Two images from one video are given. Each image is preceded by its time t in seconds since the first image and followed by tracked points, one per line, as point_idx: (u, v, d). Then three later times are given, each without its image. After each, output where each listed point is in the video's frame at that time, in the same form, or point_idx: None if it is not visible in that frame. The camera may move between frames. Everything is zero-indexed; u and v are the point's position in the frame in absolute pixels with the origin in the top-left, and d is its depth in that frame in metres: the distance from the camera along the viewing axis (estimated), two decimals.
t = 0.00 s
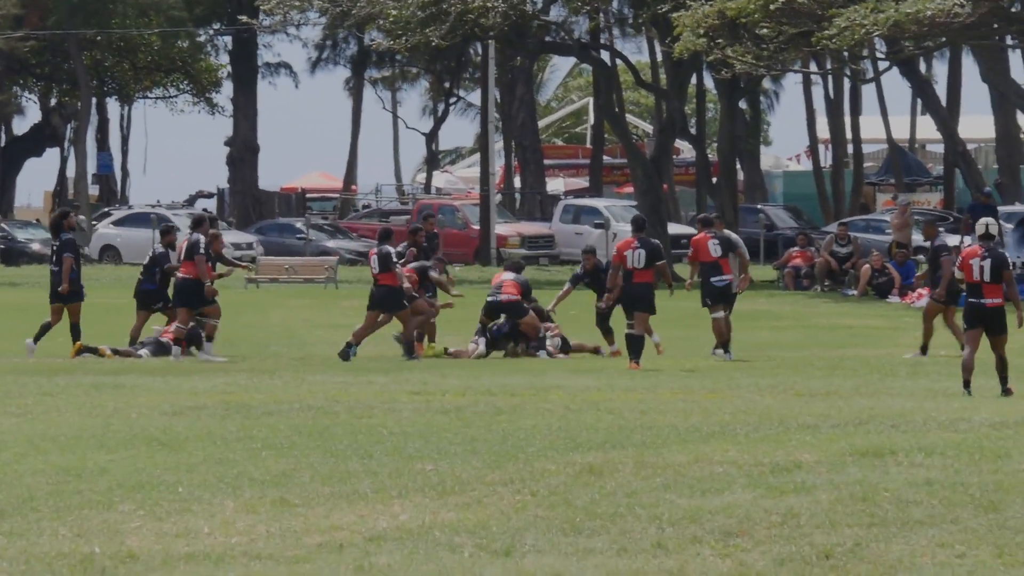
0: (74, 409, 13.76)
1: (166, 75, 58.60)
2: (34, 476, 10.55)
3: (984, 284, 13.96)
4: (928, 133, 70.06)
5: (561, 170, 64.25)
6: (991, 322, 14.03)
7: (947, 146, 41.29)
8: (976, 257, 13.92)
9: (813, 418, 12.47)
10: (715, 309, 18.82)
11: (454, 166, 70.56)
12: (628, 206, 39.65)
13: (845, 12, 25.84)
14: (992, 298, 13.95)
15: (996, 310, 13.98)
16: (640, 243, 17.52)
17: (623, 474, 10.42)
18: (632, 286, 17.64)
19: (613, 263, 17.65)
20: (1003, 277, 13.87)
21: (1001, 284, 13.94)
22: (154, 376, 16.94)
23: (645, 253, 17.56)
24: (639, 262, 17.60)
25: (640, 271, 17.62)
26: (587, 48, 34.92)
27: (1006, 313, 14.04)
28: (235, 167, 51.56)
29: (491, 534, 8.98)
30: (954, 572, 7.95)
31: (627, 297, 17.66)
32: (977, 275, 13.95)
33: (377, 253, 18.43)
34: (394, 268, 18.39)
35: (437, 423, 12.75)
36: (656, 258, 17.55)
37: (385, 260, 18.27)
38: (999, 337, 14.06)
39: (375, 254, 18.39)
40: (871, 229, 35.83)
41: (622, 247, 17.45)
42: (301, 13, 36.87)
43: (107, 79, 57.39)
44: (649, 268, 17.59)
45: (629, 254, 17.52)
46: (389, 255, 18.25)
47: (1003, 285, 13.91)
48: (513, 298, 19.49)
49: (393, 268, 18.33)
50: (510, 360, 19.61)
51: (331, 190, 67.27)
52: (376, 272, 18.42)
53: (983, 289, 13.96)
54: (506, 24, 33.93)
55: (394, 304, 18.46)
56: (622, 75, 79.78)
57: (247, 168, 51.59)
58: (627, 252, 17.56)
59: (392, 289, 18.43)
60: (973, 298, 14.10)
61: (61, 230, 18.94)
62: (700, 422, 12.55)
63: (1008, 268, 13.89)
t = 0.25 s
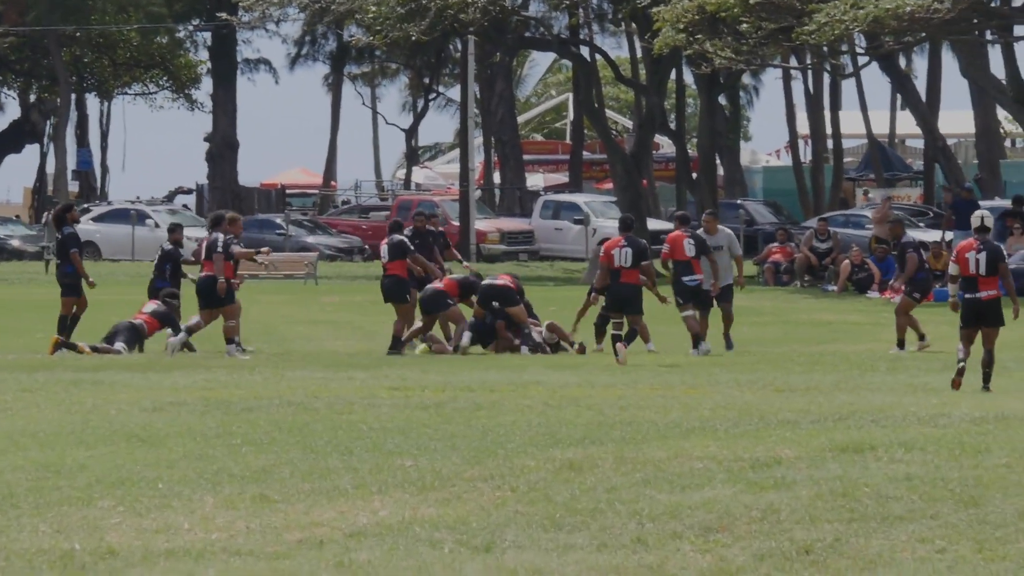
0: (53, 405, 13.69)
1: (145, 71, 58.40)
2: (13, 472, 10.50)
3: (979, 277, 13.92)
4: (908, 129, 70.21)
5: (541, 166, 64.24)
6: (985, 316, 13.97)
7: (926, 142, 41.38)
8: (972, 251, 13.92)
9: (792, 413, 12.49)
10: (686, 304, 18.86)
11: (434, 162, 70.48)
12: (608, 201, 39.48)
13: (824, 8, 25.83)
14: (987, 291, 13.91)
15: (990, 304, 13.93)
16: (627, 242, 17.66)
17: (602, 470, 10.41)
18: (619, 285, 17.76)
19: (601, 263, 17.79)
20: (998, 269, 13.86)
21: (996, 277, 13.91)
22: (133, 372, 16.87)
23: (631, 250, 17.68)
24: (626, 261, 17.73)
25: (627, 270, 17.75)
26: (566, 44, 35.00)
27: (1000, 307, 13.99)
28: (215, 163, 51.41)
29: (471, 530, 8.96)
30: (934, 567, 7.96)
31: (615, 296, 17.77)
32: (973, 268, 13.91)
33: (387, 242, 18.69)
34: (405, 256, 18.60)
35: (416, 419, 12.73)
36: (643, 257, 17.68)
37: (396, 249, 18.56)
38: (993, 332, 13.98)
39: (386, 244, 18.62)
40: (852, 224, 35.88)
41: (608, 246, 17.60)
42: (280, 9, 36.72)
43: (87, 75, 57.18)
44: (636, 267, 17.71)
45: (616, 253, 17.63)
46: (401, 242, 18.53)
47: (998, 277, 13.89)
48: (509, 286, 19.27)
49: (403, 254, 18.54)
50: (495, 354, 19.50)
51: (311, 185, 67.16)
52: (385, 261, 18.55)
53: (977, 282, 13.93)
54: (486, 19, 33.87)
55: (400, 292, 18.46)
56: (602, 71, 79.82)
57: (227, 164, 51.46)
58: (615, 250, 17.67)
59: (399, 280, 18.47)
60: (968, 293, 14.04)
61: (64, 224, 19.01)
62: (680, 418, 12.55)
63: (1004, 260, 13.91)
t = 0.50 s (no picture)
0: (34, 401, 13.61)
1: (126, 66, 58.21)
2: None
3: (972, 272, 13.91)
4: (889, 124, 70.32)
5: (522, 162, 64.22)
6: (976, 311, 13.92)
7: (908, 137, 41.42)
8: (965, 246, 13.89)
9: (774, 409, 12.49)
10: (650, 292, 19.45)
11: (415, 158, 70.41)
12: (589, 196, 39.51)
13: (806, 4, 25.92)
14: (978, 286, 13.88)
15: (981, 299, 13.88)
16: (619, 235, 17.24)
17: (584, 466, 10.38)
18: (610, 278, 17.33)
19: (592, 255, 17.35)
20: (992, 264, 13.84)
21: (988, 273, 13.90)
22: (114, 368, 16.80)
23: (623, 244, 17.26)
24: (618, 253, 17.32)
25: (618, 262, 17.32)
26: (547, 39, 35.03)
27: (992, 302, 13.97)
28: (196, 158, 51.27)
29: (452, 526, 8.93)
30: (916, 562, 7.95)
31: (607, 290, 17.36)
32: (967, 264, 13.89)
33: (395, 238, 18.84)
34: (414, 256, 18.76)
35: (398, 414, 12.69)
36: (634, 250, 17.29)
37: (405, 246, 18.70)
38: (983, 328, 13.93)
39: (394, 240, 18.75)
40: (833, 219, 35.92)
41: (601, 239, 17.18)
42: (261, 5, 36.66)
43: (68, 71, 56.97)
44: (627, 260, 17.31)
45: (608, 246, 17.24)
46: (410, 241, 18.70)
47: (989, 273, 13.88)
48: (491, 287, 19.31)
49: (411, 253, 18.71)
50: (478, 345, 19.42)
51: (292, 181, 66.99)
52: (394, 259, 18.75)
53: (970, 278, 13.92)
54: (467, 15, 33.83)
55: (408, 290, 18.73)
56: (583, 67, 79.83)
57: (208, 159, 51.31)
58: (606, 244, 17.28)
59: (408, 279, 18.72)
60: (959, 288, 14.02)
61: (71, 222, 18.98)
62: (662, 413, 12.53)
63: (997, 254, 13.90)
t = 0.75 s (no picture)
0: (19, 399, 13.56)
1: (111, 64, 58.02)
2: None
3: (967, 268, 14.10)
4: (874, 120, 70.43)
5: (507, 159, 64.16)
6: (975, 308, 14.09)
7: (892, 133, 41.50)
8: (960, 243, 14.05)
9: (759, 405, 12.49)
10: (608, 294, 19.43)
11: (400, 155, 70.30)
12: (573, 194, 39.53)
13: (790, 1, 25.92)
14: (975, 283, 14.08)
15: (979, 296, 14.07)
16: (622, 235, 17.22)
17: (569, 462, 10.36)
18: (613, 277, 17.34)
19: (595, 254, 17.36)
20: (987, 260, 14.00)
21: (984, 269, 14.08)
22: (99, 365, 16.74)
23: (626, 244, 17.25)
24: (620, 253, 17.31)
25: (621, 262, 17.34)
26: (531, 36, 34.88)
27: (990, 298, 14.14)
28: (180, 156, 51.12)
29: (438, 523, 8.90)
30: (901, 559, 7.95)
31: (611, 289, 17.40)
32: (962, 260, 14.06)
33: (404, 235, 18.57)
34: (426, 250, 18.49)
35: (382, 412, 12.66)
36: (636, 251, 17.25)
37: (418, 242, 18.42)
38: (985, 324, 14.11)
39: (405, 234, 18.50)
40: (817, 216, 35.96)
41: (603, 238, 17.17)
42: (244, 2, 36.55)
43: (52, 69, 56.77)
44: (630, 260, 17.31)
45: (609, 246, 17.26)
46: (423, 236, 18.46)
47: (986, 269, 14.05)
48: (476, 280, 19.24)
49: (424, 247, 18.40)
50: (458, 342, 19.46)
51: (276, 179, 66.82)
52: (404, 255, 18.44)
53: (966, 274, 14.12)
54: (450, 13, 33.73)
55: (422, 285, 18.37)
56: (567, 64, 79.82)
57: (192, 157, 51.15)
58: (608, 243, 17.28)
59: (419, 274, 18.36)
60: (957, 284, 14.23)
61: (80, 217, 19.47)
62: (647, 410, 12.52)
63: (992, 249, 14.05)
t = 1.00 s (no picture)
0: (5, 395, 13.51)
1: (97, 61, 57.85)
2: None
3: (964, 263, 14.00)
4: (860, 118, 70.54)
5: (493, 156, 64.17)
6: (973, 302, 14.02)
7: (878, 131, 41.58)
8: (956, 238, 13.95)
9: (745, 402, 12.51)
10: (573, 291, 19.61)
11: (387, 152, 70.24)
12: (559, 191, 39.68)
13: None
14: (974, 278, 13.96)
15: (979, 291, 13.97)
16: (623, 229, 17.53)
17: (555, 460, 10.35)
18: (616, 273, 17.47)
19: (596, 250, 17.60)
20: (984, 255, 13.91)
21: (982, 263, 13.99)
22: (85, 362, 16.70)
23: (627, 237, 17.54)
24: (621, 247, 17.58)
25: (623, 256, 17.52)
26: (517, 33, 34.86)
27: (988, 293, 14.06)
28: (167, 152, 51.00)
29: (424, 520, 8.89)
30: (887, 556, 7.96)
31: (614, 284, 17.48)
32: (958, 255, 13.96)
33: (418, 230, 18.47)
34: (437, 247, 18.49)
35: (369, 409, 12.65)
36: (637, 246, 17.54)
37: (432, 239, 18.43)
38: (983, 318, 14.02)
39: (418, 230, 18.39)
40: (803, 213, 36.01)
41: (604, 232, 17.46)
42: None
43: (38, 65, 56.61)
44: (632, 253, 17.52)
45: (610, 239, 17.51)
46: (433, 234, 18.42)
47: (983, 264, 13.96)
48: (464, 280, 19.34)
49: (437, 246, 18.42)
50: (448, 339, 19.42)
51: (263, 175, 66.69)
52: (418, 251, 18.38)
53: (964, 269, 14.02)
54: (437, 10, 33.70)
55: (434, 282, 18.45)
56: (554, 61, 79.82)
57: (179, 154, 51.03)
58: (609, 238, 17.57)
59: (432, 270, 18.46)
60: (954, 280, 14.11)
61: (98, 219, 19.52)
62: (633, 407, 12.54)
63: (989, 243, 13.95)
